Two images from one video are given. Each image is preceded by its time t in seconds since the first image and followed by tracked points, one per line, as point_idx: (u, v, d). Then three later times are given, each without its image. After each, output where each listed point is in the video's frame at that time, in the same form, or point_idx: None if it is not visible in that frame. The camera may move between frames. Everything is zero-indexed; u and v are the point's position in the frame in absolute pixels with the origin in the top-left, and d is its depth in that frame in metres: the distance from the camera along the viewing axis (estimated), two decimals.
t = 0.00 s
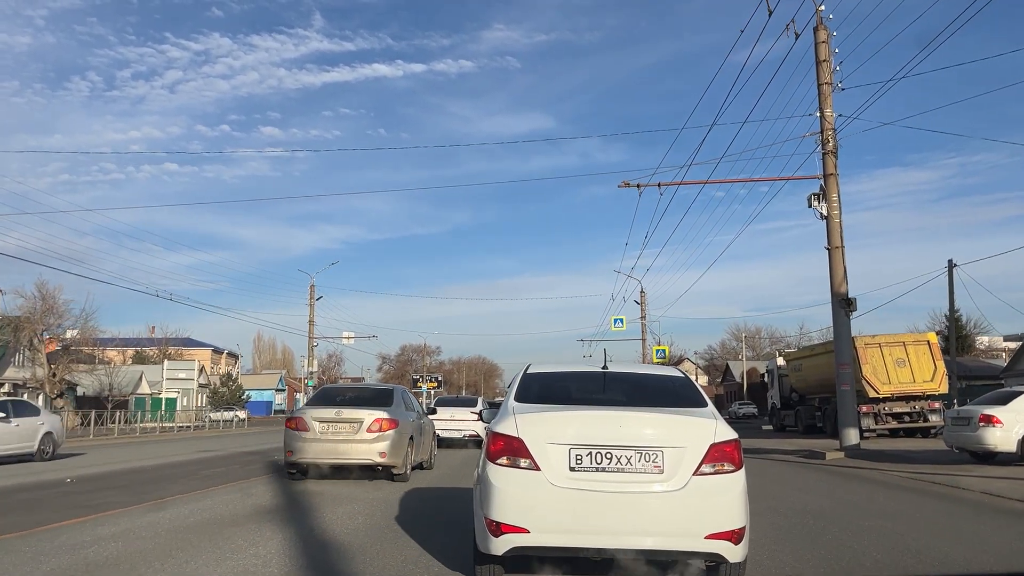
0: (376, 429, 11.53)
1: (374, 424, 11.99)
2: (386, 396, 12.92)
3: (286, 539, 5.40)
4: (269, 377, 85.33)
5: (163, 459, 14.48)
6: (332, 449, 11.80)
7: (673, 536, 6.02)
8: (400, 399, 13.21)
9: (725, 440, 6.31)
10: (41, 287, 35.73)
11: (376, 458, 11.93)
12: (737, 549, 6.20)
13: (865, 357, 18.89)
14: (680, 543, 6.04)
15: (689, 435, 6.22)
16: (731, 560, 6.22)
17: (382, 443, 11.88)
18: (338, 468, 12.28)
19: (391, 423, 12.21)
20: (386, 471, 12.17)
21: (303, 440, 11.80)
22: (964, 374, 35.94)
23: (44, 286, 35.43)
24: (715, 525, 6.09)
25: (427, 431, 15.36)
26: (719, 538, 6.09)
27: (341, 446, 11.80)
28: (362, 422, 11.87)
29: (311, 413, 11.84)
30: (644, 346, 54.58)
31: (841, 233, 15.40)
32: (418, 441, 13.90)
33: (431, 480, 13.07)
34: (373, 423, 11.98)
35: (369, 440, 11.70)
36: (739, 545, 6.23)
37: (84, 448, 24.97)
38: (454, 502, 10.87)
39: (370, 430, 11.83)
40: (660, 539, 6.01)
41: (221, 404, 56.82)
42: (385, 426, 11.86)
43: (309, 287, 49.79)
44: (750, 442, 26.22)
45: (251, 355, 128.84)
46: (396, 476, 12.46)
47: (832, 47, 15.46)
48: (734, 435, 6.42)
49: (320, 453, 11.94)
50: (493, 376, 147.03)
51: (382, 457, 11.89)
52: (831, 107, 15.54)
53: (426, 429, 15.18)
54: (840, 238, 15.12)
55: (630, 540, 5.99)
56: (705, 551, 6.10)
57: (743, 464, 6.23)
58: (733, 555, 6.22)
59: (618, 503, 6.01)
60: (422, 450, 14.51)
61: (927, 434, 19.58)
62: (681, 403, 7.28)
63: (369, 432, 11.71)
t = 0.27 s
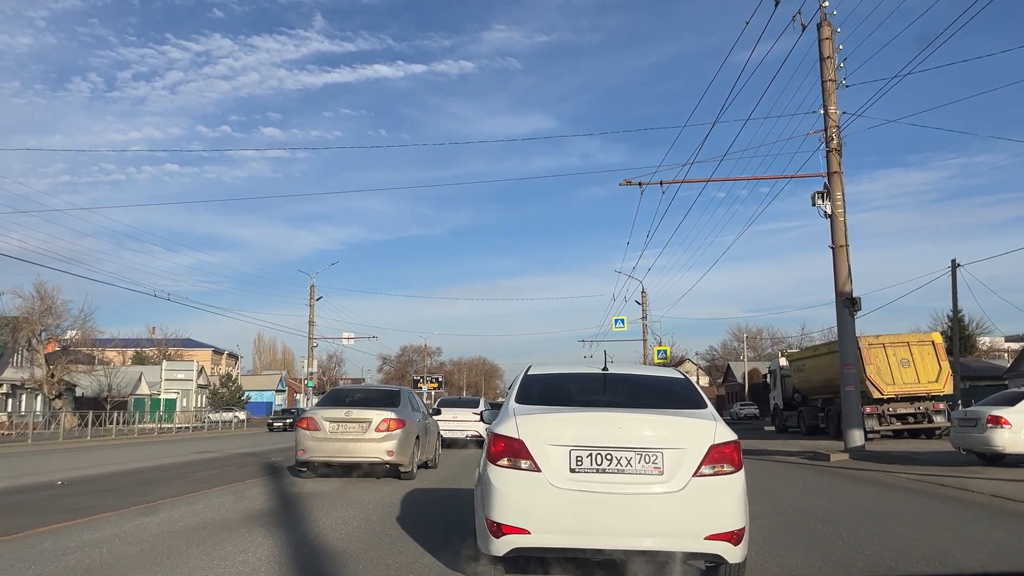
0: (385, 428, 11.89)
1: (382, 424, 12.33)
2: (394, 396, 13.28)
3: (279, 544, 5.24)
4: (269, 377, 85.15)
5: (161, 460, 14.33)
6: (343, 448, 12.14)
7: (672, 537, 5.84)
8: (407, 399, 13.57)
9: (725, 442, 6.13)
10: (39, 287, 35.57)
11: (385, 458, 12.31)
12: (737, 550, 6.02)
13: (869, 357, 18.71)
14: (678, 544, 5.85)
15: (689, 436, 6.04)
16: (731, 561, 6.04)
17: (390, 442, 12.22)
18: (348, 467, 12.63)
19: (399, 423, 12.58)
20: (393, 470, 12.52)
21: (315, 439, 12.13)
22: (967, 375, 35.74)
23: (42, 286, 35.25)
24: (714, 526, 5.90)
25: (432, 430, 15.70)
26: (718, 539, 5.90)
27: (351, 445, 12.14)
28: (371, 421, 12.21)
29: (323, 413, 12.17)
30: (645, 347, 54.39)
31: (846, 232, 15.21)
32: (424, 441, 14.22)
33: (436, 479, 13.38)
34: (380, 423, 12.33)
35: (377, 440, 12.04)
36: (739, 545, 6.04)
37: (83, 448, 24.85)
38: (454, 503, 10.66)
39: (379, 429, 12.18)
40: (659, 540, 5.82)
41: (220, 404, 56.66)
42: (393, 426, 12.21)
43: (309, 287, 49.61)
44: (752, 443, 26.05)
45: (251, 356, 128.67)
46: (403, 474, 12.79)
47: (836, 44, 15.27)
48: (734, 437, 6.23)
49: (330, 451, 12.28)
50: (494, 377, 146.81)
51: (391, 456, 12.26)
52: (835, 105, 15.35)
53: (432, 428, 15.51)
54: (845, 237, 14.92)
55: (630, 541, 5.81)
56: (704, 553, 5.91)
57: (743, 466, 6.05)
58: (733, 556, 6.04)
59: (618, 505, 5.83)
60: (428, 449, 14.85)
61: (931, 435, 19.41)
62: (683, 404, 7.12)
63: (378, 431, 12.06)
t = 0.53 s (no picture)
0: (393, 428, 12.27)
1: (390, 424, 12.73)
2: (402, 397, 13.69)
3: (268, 550, 5.07)
4: (269, 377, 84.99)
5: (158, 461, 14.19)
6: (353, 446, 12.56)
7: (671, 535, 5.67)
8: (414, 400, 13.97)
9: (722, 441, 5.96)
10: (38, 287, 35.44)
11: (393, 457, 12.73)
12: (734, 548, 5.86)
13: (873, 357, 18.54)
14: (677, 542, 5.68)
15: (687, 436, 5.87)
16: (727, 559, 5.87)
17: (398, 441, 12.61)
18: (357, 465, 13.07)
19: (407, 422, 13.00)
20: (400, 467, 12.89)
21: (325, 438, 12.55)
22: (970, 375, 35.55)
23: (41, 286, 35.12)
24: (711, 524, 5.74)
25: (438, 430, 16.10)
26: (715, 537, 5.74)
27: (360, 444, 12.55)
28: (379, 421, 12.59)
29: (332, 413, 12.60)
30: (646, 347, 54.22)
31: (850, 230, 15.04)
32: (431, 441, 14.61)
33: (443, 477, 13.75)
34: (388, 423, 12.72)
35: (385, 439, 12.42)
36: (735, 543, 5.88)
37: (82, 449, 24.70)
38: (459, 503, 10.48)
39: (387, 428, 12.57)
40: (658, 538, 5.65)
41: (220, 404, 56.52)
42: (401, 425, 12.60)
43: (309, 287, 49.46)
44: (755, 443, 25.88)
45: (252, 356, 128.51)
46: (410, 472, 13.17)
47: (839, 40, 15.10)
48: (730, 436, 6.07)
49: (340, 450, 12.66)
50: (495, 377, 146.62)
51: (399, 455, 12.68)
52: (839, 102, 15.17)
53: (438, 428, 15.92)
54: (849, 235, 14.75)
55: (629, 539, 5.64)
56: (700, 550, 5.75)
57: (740, 466, 5.88)
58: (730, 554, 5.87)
59: (618, 505, 5.66)
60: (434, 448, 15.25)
61: (936, 436, 19.22)
62: (684, 406, 6.96)
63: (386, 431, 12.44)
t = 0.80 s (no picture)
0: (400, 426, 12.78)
1: (397, 424, 13.17)
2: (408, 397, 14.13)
3: (258, 555, 4.91)
4: (269, 377, 84.79)
5: (157, 462, 14.03)
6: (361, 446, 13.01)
7: (668, 531, 5.52)
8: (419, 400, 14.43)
9: (715, 441, 5.80)
10: (36, 287, 35.30)
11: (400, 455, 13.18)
12: (728, 543, 5.69)
13: (876, 358, 18.38)
14: (673, 537, 5.53)
15: (682, 435, 5.72)
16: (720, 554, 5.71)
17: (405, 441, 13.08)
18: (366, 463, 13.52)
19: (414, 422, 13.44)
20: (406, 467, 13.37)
21: (334, 438, 13.02)
22: (973, 376, 35.40)
23: (39, 286, 34.97)
24: (705, 519, 5.59)
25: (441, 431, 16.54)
26: (709, 532, 5.59)
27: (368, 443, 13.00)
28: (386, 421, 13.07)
29: (342, 414, 13.07)
30: (646, 348, 54.07)
31: (853, 229, 14.88)
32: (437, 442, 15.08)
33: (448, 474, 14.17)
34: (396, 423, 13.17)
35: (392, 439, 12.89)
36: (728, 538, 5.73)
37: (82, 449, 24.58)
38: (465, 501, 10.31)
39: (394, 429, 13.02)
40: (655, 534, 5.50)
41: (220, 405, 56.36)
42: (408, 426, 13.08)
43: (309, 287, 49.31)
44: (756, 444, 25.73)
45: (252, 357, 128.43)
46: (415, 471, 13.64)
47: (843, 36, 14.93)
48: (723, 436, 5.92)
49: (350, 450, 13.11)
50: (495, 378, 146.50)
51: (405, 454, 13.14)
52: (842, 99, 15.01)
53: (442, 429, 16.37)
54: (852, 234, 14.59)
55: (628, 536, 5.48)
56: (694, 546, 5.60)
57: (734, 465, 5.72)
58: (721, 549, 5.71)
59: (615, 503, 5.50)
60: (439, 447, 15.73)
61: (940, 437, 19.05)
62: (685, 408, 6.81)
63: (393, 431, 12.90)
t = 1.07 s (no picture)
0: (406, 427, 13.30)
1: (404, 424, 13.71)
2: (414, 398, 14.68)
3: (248, 560, 4.75)
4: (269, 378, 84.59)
5: (152, 461, 13.88)
6: (370, 445, 13.57)
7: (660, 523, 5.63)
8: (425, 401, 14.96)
9: (705, 439, 5.89)
10: (35, 287, 35.16)
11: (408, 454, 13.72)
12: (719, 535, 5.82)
13: (879, 358, 18.20)
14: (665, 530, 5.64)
15: (676, 433, 5.82)
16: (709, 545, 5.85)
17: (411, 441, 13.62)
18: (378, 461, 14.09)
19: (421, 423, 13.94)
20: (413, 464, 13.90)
21: (345, 437, 13.61)
22: (976, 377, 35.22)
23: (38, 285, 34.83)
24: (695, 512, 5.70)
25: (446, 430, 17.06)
26: (699, 525, 5.71)
27: (377, 443, 13.56)
28: (393, 421, 13.61)
29: (351, 415, 13.64)
30: (647, 349, 53.89)
31: (857, 227, 14.72)
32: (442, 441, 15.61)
33: (456, 471, 14.63)
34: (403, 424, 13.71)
35: (399, 438, 13.44)
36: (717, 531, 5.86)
37: (80, 449, 24.41)
38: (467, 498, 10.19)
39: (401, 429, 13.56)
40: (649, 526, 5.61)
41: (219, 405, 56.18)
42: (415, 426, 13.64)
43: (309, 287, 49.15)
44: (758, 445, 25.55)
45: (252, 357, 128.27)
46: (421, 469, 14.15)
47: (847, 33, 14.77)
48: (713, 434, 6.01)
49: (359, 449, 13.66)
50: (495, 379, 146.35)
51: (413, 453, 13.67)
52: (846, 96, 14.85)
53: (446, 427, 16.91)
54: (856, 233, 14.43)
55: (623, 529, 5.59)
56: (684, 537, 5.72)
57: (723, 461, 5.81)
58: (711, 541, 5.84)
59: (611, 499, 5.58)
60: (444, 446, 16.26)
61: (944, 438, 18.87)
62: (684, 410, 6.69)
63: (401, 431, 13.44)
